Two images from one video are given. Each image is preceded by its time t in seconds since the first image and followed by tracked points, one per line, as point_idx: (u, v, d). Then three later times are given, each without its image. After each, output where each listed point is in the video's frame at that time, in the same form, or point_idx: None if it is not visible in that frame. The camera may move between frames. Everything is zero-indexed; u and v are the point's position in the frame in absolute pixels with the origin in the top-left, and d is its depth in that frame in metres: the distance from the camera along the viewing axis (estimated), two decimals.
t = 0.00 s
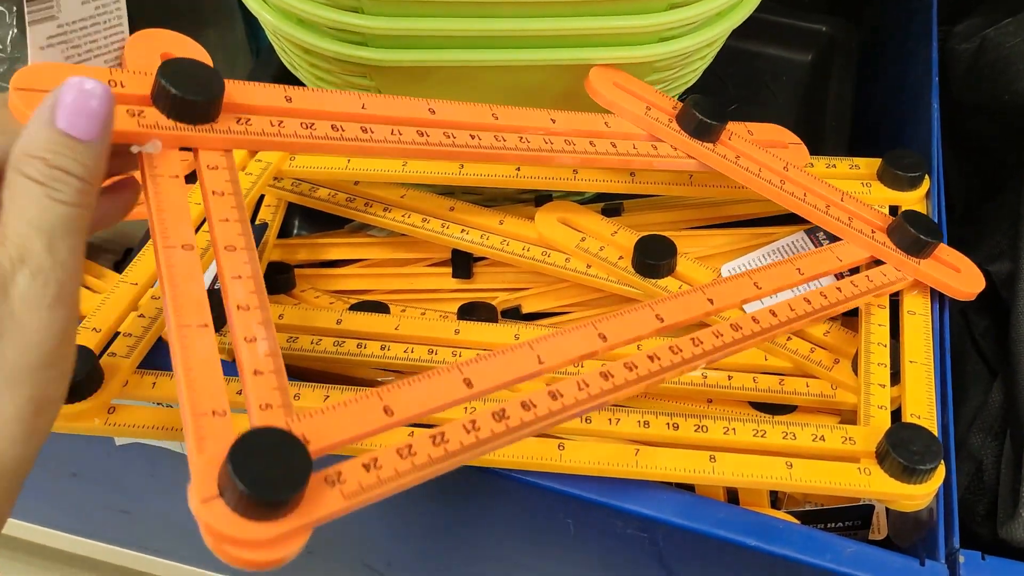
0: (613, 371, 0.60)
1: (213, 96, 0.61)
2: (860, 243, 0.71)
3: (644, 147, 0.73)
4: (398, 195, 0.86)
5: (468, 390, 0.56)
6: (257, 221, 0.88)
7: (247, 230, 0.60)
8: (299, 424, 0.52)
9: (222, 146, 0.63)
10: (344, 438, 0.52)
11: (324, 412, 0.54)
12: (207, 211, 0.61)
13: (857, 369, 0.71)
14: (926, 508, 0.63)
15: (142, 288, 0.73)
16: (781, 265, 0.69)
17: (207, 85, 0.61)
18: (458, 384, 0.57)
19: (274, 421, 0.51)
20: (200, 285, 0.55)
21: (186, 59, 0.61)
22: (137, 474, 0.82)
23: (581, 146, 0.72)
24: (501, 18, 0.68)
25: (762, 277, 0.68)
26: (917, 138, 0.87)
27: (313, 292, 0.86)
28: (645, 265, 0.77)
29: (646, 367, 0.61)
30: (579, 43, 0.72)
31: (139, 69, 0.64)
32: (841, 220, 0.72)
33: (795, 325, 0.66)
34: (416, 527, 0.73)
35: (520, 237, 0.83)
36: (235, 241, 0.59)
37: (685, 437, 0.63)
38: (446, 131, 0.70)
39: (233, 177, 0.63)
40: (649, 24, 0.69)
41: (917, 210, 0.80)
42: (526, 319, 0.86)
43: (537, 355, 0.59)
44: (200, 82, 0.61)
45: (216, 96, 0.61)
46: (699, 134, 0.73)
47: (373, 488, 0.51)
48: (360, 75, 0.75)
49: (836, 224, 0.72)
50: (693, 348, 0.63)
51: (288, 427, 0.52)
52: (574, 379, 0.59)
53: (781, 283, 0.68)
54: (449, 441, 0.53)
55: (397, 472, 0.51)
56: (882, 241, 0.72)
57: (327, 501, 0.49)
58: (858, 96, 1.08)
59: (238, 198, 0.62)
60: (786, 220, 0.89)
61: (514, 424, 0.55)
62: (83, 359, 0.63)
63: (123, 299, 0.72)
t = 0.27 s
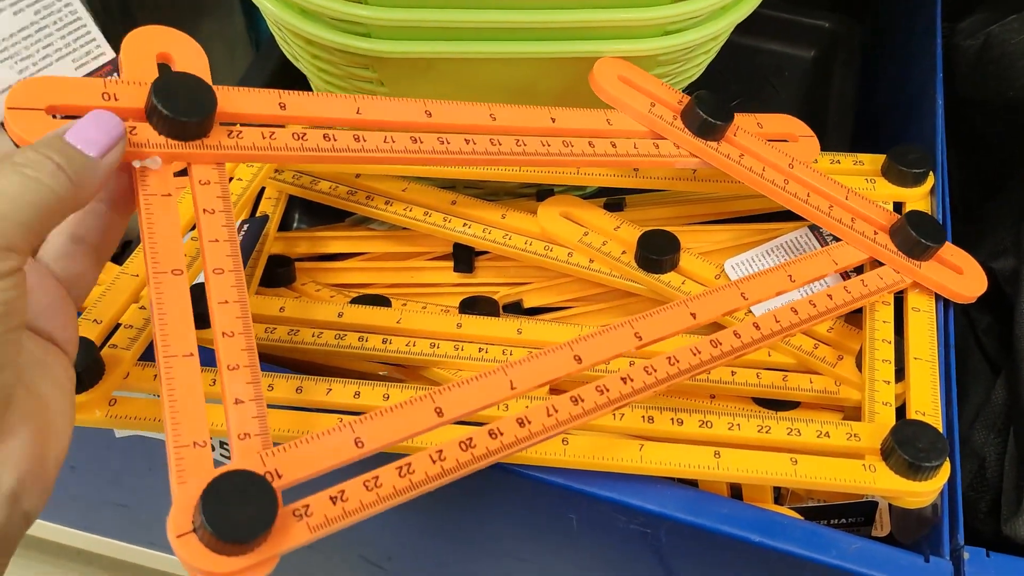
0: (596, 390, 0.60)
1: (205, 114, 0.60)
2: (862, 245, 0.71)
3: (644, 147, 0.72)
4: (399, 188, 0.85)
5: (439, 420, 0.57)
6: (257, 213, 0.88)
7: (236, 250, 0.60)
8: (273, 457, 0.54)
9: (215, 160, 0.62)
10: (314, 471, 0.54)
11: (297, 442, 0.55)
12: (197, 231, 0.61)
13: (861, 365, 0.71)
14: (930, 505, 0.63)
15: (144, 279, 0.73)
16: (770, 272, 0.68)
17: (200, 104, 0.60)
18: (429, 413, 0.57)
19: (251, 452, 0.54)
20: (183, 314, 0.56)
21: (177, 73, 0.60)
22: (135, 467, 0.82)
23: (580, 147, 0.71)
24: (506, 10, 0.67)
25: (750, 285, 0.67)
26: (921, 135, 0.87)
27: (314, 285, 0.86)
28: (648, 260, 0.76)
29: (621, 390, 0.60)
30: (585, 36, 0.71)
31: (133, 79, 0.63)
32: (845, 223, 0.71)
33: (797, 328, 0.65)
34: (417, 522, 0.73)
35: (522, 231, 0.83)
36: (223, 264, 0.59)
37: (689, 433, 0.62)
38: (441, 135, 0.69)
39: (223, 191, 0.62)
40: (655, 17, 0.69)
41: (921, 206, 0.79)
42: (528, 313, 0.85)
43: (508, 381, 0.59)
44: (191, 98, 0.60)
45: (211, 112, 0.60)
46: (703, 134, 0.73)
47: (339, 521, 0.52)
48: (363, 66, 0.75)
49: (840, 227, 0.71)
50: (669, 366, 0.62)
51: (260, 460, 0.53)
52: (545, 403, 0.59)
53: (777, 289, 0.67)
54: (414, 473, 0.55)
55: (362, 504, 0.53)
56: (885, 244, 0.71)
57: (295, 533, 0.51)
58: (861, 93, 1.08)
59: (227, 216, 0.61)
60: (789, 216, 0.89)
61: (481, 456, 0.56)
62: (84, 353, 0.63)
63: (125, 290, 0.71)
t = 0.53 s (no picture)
0: (586, 406, 0.59)
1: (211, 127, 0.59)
2: (869, 241, 0.70)
3: (659, 135, 0.70)
4: (403, 179, 0.85)
5: (432, 440, 0.56)
6: (259, 203, 0.87)
7: (242, 266, 0.59)
8: (271, 482, 0.53)
9: (223, 172, 0.62)
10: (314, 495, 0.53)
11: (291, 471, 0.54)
12: (205, 246, 0.60)
13: (868, 360, 0.70)
14: (938, 500, 0.63)
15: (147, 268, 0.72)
16: (775, 271, 0.67)
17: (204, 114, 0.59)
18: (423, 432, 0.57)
19: (251, 476, 0.54)
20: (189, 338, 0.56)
21: (185, 87, 0.60)
22: (135, 458, 0.81)
23: (592, 139, 0.69)
24: None
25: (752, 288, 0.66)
26: (927, 129, 0.86)
27: (316, 276, 0.85)
28: (654, 252, 0.76)
29: (611, 406, 0.59)
30: (594, 27, 0.71)
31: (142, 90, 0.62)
32: (859, 219, 0.70)
33: (794, 334, 0.64)
34: (420, 515, 0.73)
35: (527, 223, 0.82)
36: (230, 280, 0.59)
37: (697, 426, 0.62)
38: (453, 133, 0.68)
39: (230, 204, 0.61)
40: (664, 8, 0.68)
41: (928, 201, 0.79)
42: (532, 306, 0.85)
43: (500, 398, 0.58)
44: (198, 110, 0.59)
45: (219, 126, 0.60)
46: (723, 121, 0.70)
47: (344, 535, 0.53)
48: (369, 56, 0.74)
49: (854, 223, 0.70)
50: (662, 379, 0.60)
51: (258, 486, 0.53)
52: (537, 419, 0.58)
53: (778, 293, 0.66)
54: (406, 495, 0.54)
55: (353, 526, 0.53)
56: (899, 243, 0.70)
57: (292, 558, 0.52)
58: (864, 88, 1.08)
59: (234, 229, 0.60)
60: (793, 210, 0.88)
61: (470, 476, 0.55)
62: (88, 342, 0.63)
63: (128, 279, 0.71)
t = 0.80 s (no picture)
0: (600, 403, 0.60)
1: (239, 136, 0.58)
2: (892, 233, 0.70)
3: (694, 126, 0.69)
4: (407, 171, 0.84)
5: (446, 437, 0.58)
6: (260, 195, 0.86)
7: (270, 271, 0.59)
8: (294, 477, 0.55)
9: (251, 175, 0.61)
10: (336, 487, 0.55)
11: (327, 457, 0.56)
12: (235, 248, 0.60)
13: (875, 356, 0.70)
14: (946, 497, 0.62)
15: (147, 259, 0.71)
16: (795, 267, 0.67)
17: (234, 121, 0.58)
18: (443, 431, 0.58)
19: (275, 473, 0.55)
20: (216, 334, 0.57)
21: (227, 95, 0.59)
22: (133, 451, 0.80)
23: (599, 135, 0.68)
24: None
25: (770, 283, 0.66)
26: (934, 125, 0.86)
27: (318, 269, 0.84)
28: (660, 247, 0.75)
29: (623, 404, 0.60)
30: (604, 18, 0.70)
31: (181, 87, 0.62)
32: (887, 211, 0.70)
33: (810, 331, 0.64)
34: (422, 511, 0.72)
35: (531, 216, 0.82)
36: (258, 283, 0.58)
37: (706, 423, 0.62)
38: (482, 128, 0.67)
39: (259, 209, 0.60)
40: None
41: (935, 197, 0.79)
42: (535, 300, 0.84)
43: (516, 397, 0.60)
44: (225, 120, 0.58)
45: (246, 133, 0.59)
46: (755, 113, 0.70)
47: (369, 526, 0.55)
48: (374, 45, 0.73)
49: (883, 217, 0.70)
50: (673, 376, 0.61)
51: (281, 480, 0.55)
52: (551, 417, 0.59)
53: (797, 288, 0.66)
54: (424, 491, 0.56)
55: (368, 522, 0.55)
56: (925, 236, 0.70)
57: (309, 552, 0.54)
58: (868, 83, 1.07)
59: (261, 234, 0.59)
60: (798, 205, 0.88)
61: (483, 471, 0.57)
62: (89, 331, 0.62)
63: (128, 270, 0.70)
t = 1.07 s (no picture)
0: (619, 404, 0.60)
1: (228, 155, 0.60)
2: (894, 216, 0.71)
3: (688, 125, 0.70)
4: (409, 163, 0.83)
5: (471, 448, 0.58)
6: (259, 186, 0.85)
7: (270, 293, 0.61)
8: (320, 502, 0.56)
9: (242, 201, 0.63)
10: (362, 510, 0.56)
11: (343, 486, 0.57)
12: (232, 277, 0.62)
13: (882, 353, 0.69)
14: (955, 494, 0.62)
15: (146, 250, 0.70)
16: (800, 255, 0.67)
17: (221, 138, 0.60)
18: (462, 443, 0.58)
19: (301, 500, 0.56)
20: (228, 372, 0.59)
21: (204, 122, 0.61)
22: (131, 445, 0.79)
23: (621, 135, 0.69)
24: None
25: (777, 273, 0.67)
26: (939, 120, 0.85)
27: (318, 261, 0.83)
28: (665, 240, 0.75)
29: (645, 401, 0.60)
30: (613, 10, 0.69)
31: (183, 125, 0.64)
32: (885, 196, 0.71)
33: (818, 318, 0.64)
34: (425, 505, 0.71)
35: (535, 209, 0.81)
36: (259, 309, 0.60)
37: (714, 419, 0.61)
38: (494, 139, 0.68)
39: (252, 232, 0.62)
40: None
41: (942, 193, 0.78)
42: (538, 294, 0.84)
43: (536, 403, 0.60)
44: (210, 146, 0.60)
45: (229, 142, 0.61)
46: (747, 107, 0.70)
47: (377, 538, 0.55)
48: (378, 34, 0.72)
49: (878, 201, 0.71)
50: (692, 372, 0.61)
51: (307, 507, 0.55)
52: (571, 421, 0.59)
53: (805, 278, 0.67)
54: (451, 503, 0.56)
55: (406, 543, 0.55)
56: (922, 216, 0.71)
57: None
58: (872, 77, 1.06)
59: (258, 256, 0.62)
60: (803, 199, 0.87)
61: (511, 481, 0.57)
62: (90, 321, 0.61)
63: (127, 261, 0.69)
